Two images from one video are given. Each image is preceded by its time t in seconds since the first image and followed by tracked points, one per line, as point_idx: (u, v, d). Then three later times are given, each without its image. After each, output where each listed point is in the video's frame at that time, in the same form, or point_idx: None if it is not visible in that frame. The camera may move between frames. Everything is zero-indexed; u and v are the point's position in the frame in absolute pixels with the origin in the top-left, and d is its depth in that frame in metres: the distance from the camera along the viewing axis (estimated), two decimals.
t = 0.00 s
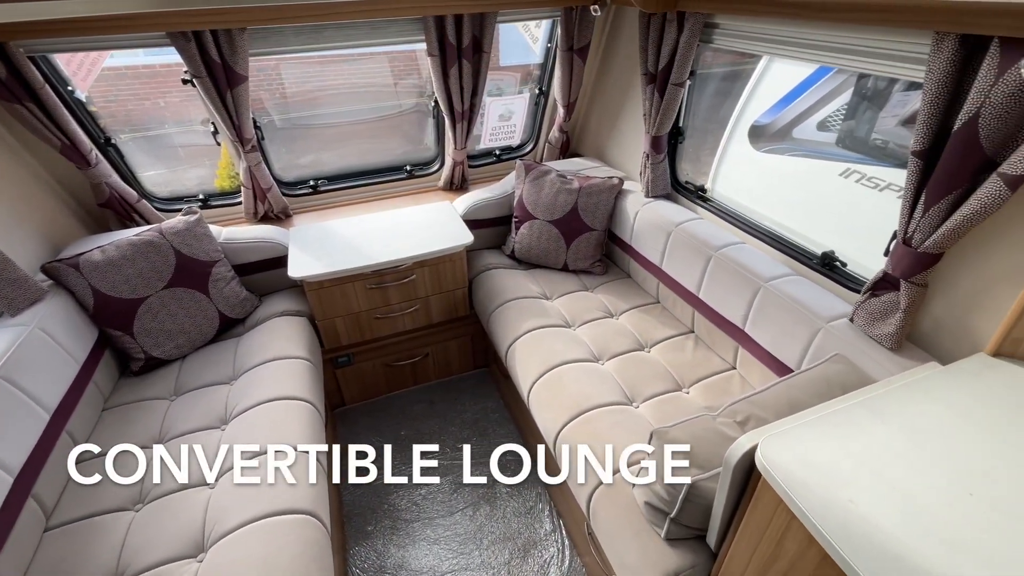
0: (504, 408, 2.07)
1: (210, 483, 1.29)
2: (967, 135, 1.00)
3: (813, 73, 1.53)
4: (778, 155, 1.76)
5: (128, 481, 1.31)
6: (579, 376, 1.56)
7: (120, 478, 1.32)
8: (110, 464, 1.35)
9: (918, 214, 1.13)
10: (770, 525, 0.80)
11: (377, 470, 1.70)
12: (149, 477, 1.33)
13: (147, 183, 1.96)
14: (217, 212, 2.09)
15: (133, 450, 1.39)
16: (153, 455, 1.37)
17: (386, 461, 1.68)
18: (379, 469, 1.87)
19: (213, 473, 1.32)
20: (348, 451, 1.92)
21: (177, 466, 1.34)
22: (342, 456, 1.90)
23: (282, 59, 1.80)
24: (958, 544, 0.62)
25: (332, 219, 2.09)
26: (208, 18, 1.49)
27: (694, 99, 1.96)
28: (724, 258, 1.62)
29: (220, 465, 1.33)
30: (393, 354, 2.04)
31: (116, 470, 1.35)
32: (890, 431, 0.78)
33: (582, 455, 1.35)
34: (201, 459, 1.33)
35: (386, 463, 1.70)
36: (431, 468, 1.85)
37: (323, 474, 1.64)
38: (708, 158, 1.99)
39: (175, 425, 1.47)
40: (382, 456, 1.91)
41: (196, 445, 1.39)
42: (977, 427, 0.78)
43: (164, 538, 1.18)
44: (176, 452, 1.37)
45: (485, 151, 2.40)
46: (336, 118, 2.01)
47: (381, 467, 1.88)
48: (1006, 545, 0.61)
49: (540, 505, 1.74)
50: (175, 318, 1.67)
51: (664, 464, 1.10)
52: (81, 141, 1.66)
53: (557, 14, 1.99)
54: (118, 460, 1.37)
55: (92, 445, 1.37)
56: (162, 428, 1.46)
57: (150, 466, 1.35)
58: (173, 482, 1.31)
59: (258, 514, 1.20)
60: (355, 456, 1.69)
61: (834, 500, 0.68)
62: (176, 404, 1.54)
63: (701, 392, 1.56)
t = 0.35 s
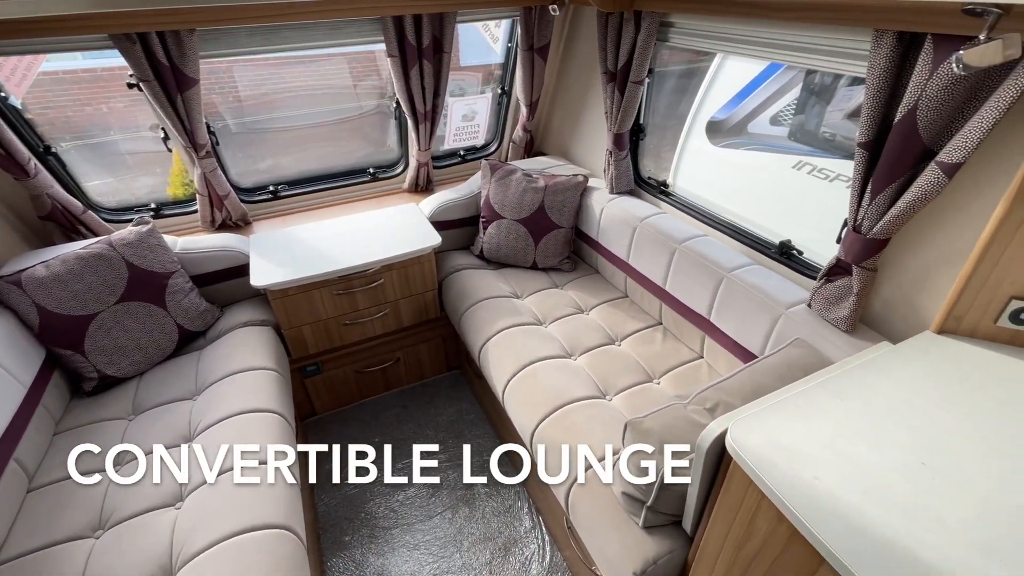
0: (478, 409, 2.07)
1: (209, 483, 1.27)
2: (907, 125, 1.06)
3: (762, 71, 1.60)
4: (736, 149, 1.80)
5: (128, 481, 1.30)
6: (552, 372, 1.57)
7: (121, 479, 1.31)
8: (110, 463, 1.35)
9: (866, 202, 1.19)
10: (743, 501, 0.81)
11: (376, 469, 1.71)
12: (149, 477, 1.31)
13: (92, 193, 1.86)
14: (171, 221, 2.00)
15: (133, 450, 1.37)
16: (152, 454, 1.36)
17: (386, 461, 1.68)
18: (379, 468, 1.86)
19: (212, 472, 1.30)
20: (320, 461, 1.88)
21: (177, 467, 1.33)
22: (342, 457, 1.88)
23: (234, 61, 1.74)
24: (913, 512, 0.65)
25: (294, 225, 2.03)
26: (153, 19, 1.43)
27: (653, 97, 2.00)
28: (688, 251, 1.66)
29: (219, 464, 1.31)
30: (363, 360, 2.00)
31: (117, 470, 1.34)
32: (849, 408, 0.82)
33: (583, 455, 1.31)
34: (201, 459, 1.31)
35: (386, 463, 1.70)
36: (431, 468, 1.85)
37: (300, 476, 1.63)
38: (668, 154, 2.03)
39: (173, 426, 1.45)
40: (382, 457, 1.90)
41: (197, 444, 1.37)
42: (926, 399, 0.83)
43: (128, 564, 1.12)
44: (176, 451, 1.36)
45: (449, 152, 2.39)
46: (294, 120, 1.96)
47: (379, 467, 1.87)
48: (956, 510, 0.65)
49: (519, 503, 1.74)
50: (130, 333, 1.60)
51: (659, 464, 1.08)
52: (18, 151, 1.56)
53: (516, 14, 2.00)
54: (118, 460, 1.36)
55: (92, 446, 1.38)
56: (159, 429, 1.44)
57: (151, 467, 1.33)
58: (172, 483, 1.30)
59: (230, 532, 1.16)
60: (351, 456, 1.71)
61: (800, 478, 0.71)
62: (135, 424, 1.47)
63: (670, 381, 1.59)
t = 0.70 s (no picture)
0: (456, 411, 2.06)
1: (210, 483, 1.25)
2: (859, 118, 1.11)
3: (722, 69, 1.66)
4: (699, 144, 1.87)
5: (130, 481, 1.29)
6: (529, 369, 1.56)
7: (121, 479, 1.30)
8: (111, 462, 1.34)
9: (824, 192, 1.23)
10: (721, 489, 0.83)
11: (376, 469, 1.69)
12: (149, 477, 1.30)
13: (38, 205, 1.75)
14: (126, 232, 1.91)
15: (133, 450, 1.36)
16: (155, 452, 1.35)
17: (386, 461, 1.65)
18: (379, 468, 1.85)
19: (213, 472, 1.28)
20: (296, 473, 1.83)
21: (177, 467, 1.30)
22: (342, 457, 1.87)
23: (188, 64, 1.68)
24: (882, 486, 0.68)
25: (258, 232, 1.98)
26: (99, 20, 1.36)
27: (618, 95, 2.02)
28: (657, 245, 1.69)
29: (219, 465, 1.29)
30: (336, 367, 1.96)
31: (117, 470, 1.33)
32: (817, 389, 0.85)
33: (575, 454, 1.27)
34: (202, 458, 1.29)
35: (386, 463, 1.66)
36: (431, 467, 1.84)
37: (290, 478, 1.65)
38: (635, 151, 2.06)
39: (172, 427, 1.43)
40: (382, 457, 1.89)
41: (196, 442, 1.35)
42: (889, 377, 0.87)
43: None
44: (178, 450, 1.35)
45: (417, 153, 2.36)
46: (254, 124, 1.91)
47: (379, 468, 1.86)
48: (919, 484, 0.68)
49: (501, 502, 1.74)
50: (87, 351, 1.52)
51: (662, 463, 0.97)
52: None
53: (479, 13, 1.99)
54: (118, 460, 1.35)
55: (92, 446, 1.37)
56: (159, 430, 1.43)
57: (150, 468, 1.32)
58: (172, 482, 1.28)
59: (203, 551, 1.11)
60: (347, 458, 1.74)
61: (773, 459, 0.73)
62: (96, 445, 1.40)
63: (645, 373, 1.61)
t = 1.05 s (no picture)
0: (431, 416, 2.03)
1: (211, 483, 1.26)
2: (812, 111, 1.15)
3: (678, 67, 1.71)
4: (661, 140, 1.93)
5: (129, 481, 1.26)
6: (504, 368, 1.55)
7: (121, 479, 1.27)
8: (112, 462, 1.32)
9: (782, 183, 1.27)
10: (696, 476, 0.84)
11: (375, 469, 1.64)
12: (149, 477, 1.26)
13: None
14: (75, 246, 1.81)
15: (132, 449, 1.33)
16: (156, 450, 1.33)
17: (386, 461, 1.63)
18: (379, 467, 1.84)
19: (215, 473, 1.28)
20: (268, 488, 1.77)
21: (177, 467, 1.28)
22: (342, 458, 1.86)
23: (135, 67, 1.60)
24: (851, 464, 0.70)
25: (218, 241, 1.91)
26: (35, 22, 1.29)
27: (581, 94, 2.03)
28: (625, 241, 1.71)
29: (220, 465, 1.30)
30: (306, 376, 1.91)
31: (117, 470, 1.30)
32: (784, 371, 0.87)
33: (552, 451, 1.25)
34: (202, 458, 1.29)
35: (386, 463, 1.63)
36: (431, 467, 1.83)
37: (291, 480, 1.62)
38: (600, 148, 2.08)
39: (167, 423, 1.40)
40: (382, 457, 1.88)
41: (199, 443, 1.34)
42: (853, 358, 0.89)
43: None
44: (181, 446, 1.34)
45: (381, 155, 2.33)
46: (209, 129, 1.85)
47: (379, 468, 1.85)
48: (885, 459, 0.71)
49: (481, 504, 1.73)
50: (36, 373, 1.44)
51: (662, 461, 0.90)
52: None
53: (440, 14, 1.98)
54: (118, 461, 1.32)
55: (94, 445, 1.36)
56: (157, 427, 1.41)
57: (150, 467, 1.29)
58: (172, 482, 1.25)
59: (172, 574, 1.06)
60: (346, 460, 1.71)
61: (745, 445, 0.74)
62: (50, 472, 1.32)
63: (619, 367, 1.63)
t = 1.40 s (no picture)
0: (404, 421, 2.00)
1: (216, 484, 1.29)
2: (766, 105, 1.18)
3: (641, 63, 1.74)
4: (626, 135, 1.99)
5: (129, 480, 1.24)
6: (476, 369, 1.54)
7: (122, 479, 1.24)
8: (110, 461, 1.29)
9: (740, 176, 1.30)
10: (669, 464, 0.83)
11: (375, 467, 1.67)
12: (149, 478, 1.25)
13: None
14: (15, 262, 1.71)
15: (132, 448, 1.30)
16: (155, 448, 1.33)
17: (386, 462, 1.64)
18: (380, 468, 1.84)
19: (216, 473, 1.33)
20: (236, 505, 1.71)
21: (177, 467, 1.29)
22: (342, 456, 1.85)
23: (75, 71, 1.52)
24: (817, 447, 0.72)
25: (172, 251, 1.83)
26: None
27: (544, 93, 2.03)
28: (592, 238, 1.72)
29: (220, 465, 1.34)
30: (273, 387, 1.85)
31: (115, 469, 1.27)
32: (750, 358, 0.89)
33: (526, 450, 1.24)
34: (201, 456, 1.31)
35: (387, 464, 1.63)
36: (430, 468, 1.83)
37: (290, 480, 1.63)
38: (564, 146, 2.09)
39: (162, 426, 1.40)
40: (382, 457, 1.88)
41: (195, 448, 1.37)
42: (816, 343, 0.92)
43: None
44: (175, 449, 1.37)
45: (343, 158, 2.28)
46: (159, 134, 1.77)
47: (379, 468, 1.85)
48: (849, 440, 0.73)
49: (459, 508, 1.71)
50: None
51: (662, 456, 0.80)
52: None
53: (397, 13, 1.95)
54: (116, 460, 1.29)
55: (93, 445, 1.32)
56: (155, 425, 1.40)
57: (150, 468, 1.27)
58: (174, 483, 1.25)
59: None
60: (350, 456, 1.73)
61: (715, 433, 0.75)
62: None
63: (591, 363, 1.64)
